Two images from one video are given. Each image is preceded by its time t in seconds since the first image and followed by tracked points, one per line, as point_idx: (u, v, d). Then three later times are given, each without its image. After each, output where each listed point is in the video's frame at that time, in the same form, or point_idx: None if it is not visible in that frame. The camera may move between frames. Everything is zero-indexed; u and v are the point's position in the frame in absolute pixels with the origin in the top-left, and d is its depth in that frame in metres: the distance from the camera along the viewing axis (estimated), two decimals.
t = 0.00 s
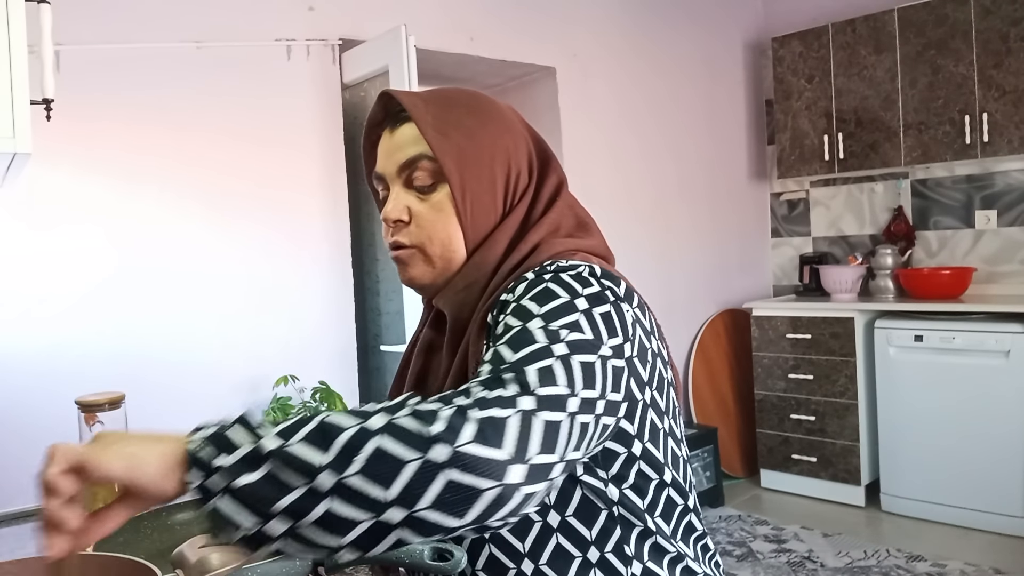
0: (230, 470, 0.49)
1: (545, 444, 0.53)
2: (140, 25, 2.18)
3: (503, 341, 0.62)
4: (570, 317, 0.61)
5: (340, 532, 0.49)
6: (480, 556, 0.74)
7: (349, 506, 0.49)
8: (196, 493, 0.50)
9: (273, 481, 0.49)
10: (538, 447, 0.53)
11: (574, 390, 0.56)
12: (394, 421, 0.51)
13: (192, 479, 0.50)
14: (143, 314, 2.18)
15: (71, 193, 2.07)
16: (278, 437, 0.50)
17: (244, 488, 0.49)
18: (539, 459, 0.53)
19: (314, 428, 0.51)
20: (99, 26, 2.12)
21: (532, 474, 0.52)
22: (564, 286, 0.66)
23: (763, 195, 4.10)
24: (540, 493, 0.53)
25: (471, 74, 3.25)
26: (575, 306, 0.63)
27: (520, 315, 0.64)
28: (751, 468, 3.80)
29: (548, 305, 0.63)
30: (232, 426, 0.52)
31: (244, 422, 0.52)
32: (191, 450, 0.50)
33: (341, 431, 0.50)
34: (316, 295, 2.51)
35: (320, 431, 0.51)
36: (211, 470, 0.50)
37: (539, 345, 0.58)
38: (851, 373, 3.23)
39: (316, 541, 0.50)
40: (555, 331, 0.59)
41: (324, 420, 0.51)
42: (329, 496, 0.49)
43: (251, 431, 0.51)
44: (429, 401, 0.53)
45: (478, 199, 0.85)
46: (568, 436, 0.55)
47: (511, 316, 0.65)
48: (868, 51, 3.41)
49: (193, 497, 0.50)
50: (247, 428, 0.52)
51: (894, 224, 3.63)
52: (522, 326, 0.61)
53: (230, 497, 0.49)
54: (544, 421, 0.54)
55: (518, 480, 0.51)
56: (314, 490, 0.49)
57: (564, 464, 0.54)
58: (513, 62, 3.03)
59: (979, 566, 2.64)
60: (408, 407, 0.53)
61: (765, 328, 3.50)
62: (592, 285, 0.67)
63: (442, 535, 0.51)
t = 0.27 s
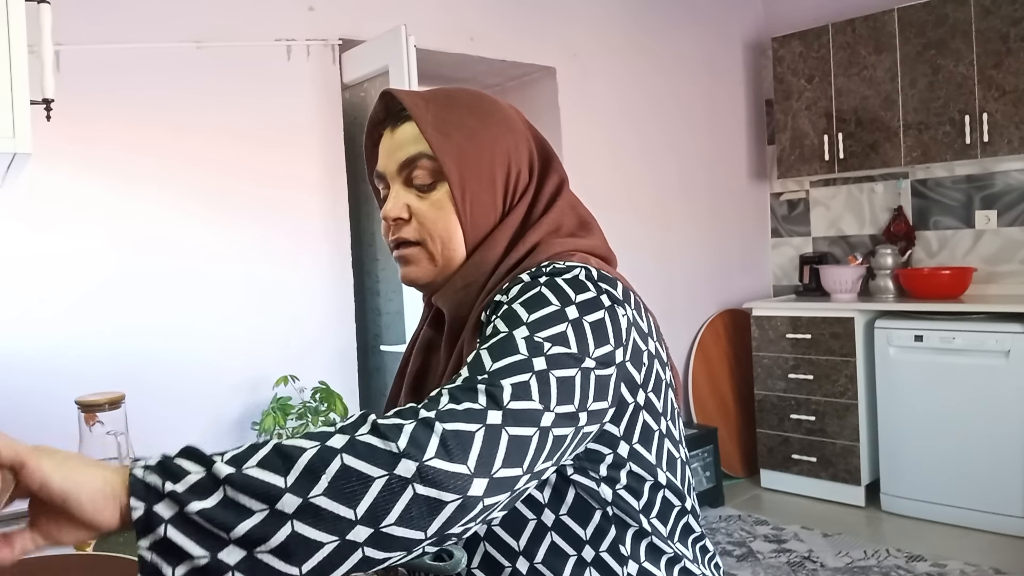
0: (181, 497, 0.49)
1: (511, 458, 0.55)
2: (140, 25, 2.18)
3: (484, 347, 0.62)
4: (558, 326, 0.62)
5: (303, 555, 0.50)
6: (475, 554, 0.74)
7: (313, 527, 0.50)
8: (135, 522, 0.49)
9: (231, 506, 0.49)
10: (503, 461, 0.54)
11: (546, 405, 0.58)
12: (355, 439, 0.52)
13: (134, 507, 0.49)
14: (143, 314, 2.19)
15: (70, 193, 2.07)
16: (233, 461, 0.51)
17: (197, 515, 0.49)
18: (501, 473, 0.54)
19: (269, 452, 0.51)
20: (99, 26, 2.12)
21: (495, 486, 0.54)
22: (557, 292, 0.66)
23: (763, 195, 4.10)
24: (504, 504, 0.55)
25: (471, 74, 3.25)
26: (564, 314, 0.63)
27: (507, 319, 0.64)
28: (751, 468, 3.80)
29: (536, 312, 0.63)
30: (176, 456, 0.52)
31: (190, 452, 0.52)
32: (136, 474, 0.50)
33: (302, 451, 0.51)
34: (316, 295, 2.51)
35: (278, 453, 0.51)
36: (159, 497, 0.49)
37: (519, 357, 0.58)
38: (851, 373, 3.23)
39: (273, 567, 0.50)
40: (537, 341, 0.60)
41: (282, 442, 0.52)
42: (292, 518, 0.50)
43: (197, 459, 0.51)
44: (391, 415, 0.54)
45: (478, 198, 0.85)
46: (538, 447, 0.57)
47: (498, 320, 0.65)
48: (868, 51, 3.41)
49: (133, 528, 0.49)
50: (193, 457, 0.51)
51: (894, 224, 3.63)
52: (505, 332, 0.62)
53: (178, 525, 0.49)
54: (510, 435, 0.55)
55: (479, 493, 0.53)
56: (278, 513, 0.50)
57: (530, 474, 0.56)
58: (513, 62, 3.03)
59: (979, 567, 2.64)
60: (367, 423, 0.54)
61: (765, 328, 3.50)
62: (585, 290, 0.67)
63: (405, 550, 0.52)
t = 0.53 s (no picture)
0: (264, 452, 0.48)
1: (582, 447, 0.53)
2: (140, 25, 2.18)
3: (517, 339, 0.60)
4: (585, 316, 0.61)
5: (383, 524, 0.47)
6: (477, 552, 0.74)
7: (397, 500, 0.47)
8: (223, 474, 0.49)
9: (315, 468, 0.48)
10: (577, 451, 0.52)
11: (604, 393, 0.56)
12: (441, 416, 0.49)
13: (221, 459, 0.49)
14: (142, 314, 2.19)
15: (70, 193, 2.07)
16: (321, 424, 0.49)
17: (281, 471, 0.48)
18: (580, 462, 0.52)
19: (355, 417, 0.49)
20: (98, 25, 2.12)
21: (574, 476, 0.52)
22: (574, 283, 0.66)
23: (763, 195, 4.10)
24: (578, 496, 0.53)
25: (470, 74, 3.25)
26: (587, 305, 0.63)
27: (533, 313, 0.63)
28: (751, 468, 3.80)
29: (561, 304, 0.62)
30: (266, 411, 0.51)
31: (280, 409, 0.52)
32: (224, 431, 0.50)
33: (386, 423, 0.49)
34: (316, 295, 2.51)
35: (364, 420, 0.49)
36: (243, 451, 0.49)
37: (562, 346, 0.57)
38: (851, 373, 3.23)
39: (353, 533, 0.48)
40: (574, 330, 0.59)
41: (367, 410, 0.50)
42: (376, 486, 0.47)
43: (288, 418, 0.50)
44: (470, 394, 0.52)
45: (476, 197, 0.85)
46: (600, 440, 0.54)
47: (523, 313, 0.64)
48: (868, 51, 3.41)
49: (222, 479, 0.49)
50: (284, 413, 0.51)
51: (894, 224, 3.63)
52: (538, 325, 0.60)
53: (267, 479, 0.48)
54: (582, 424, 0.53)
55: (563, 482, 0.51)
56: (359, 481, 0.47)
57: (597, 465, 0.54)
58: (513, 62, 3.03)
59: (979, 567, 2.64)
60: (446, 399, 0.52)
61: (765, 328, 3.50)
62: (598, 282, 0.67)
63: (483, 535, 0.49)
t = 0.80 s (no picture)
0: (271, 450, 0.46)
1: (589, 433, 0.52)
2: (140, 25, 2.18)
3: (525, 335, 0.60)
4: (592, 312, 0.60)
5: (389, 517, 0.47)
6: (485, 552, 0.74)
7: (402, 492, 0.47)
8: (227, 472, 0.46)
9: (319, 463, 0.47)
10: (584, 437, 0.51)
11: (611, 381, 0.55)
12: (446, 405, 0.49)
13: (227, 458, 0.46)
14: (142, 314, 2.18)
15: (70, 193, 2.07)
16: (323, 417, 0.48)
17: (288, 469, 0.46)
18: (585, 448, 0.51)
19: (361, 409, 0.48)
20: (98, 25, 2.12)
21: (581, 463, 0.51)
22: (581, 282, 0.65)
23: (763, 195, 4.10)
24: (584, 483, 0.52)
25: (471, 74, 3.25)
26: (595, 303, 0.62)
27: (543, 309, 0.62)
28: (751, 468, 3.80)
29: (570, 301, 0.62)
30: (268, 406, 0.48)
31: (282, 404, 0.48)
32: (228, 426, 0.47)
33: (391, 412, 0.48)
34: (316, 295, 2.51)
35: (368, 412, 0.48)
36: (249, 450, 0.46)
37: (569, 338, 0.56)
38: (851, 373, 3.23)
39: (360, 525, 0.47)
40: (583, 325, 0.58)
41: (373, 401, 0.49)
42: (380, 480, 0.47)
43: (289, 410, 0.48)
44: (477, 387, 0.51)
45: (483, 196, 0.85)
46: (608, 429, 0.53)
47: (532, 310, 0.63)
48: (868, 51, 3.41)
49: (226, 480, 0.46)
50: (284, 407, 0.48)
51: (894, 224, 3.63)
52: (546, 319, 0.60)
53: (271, 479, 0.46)
54: (589, 412, 0.52)
55: (568, 468, 0.50)
56: (365, 474, 0.47)
57: (604, 455, 0.53)
58: (513, 62, 3.03)
59: (979, 567, 2.64)
60: (456, 392, 0.51)
61: (765, 328, 3.50)
62: (606, 283, 0.67)
63: (490, 525, 0.49)
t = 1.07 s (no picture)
0: (205, 484, 0.46)
1: (533, 453, 0.52)
2: (140, 25, 2.18)
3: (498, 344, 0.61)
4: (571, 322, 0.61)
5: (325, 548, 0.47)
6: (480, 551, 0.74)
7: (340, 520, 0.47)
8: (159, 510, 0.46)
9: (255, 496, 0.46)
10: (526, 456, 0.52)
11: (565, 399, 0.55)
12: (383, 430, 0.49)
13: (157, 494, 0.46)
14: (143, 314, 2.18)
15: (70, 193, 2.07)
16: (258, 450, 0.48)
17: (222, 502, 0.46)
18: (528, 467, 0.52)
19: (297, 441, 0.48)
20: (99, 25, 2.12)
21: (520, 480, 0.51)
22: (569, 290, 0.65)
23: (763, 195, 4.10)
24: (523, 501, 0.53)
25: (471, 74, 3.25)
26: (577, 312, 0.62)
27: (520, 318, 0.63)
28: (751, 468, 3.80)
29: (551, 309, 0.62)
30: (201, 443, 0.49)
31: (215, 441, 0.49)
32: (162, 462, 0.47)
33: (328, 442, 0.48)
34: (316, 296, 2.51)
35: (305, 443, 0.48)
36: (182, 484, 0.46)
37: (538, 351, 0.57)
38: (851, 373, 3.23)
39: (296, 557, 0.46)
40: (554, 337, 0.58)
41: (307, 433, 0.49)
42: (318, 510, 0.46)
43: (226, 448, 0.48)
44: (416, 407, 0.52)
45: (483, 196, 0.85)
46: (559, 446, 0.54)
47: (512, 319, 0.64)
48: (868, 51, 3.41)
49: (157, 516, 0.46)
50: (219, 444, 0.49)
51: (894, 224, 3.63)
52: (521, 329, 0.60)
53: (204, 513, 0.46)
54: (534, 430, 0.52)
55: (505, 487, 0.51)
56: (303, 504, 0.46)
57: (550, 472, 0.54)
58: (513, 62, 3.03)
59: (979, 567, 2.64)
60: (393, 415, 0.51)
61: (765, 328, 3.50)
62: (597, 290, 0.67)
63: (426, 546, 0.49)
